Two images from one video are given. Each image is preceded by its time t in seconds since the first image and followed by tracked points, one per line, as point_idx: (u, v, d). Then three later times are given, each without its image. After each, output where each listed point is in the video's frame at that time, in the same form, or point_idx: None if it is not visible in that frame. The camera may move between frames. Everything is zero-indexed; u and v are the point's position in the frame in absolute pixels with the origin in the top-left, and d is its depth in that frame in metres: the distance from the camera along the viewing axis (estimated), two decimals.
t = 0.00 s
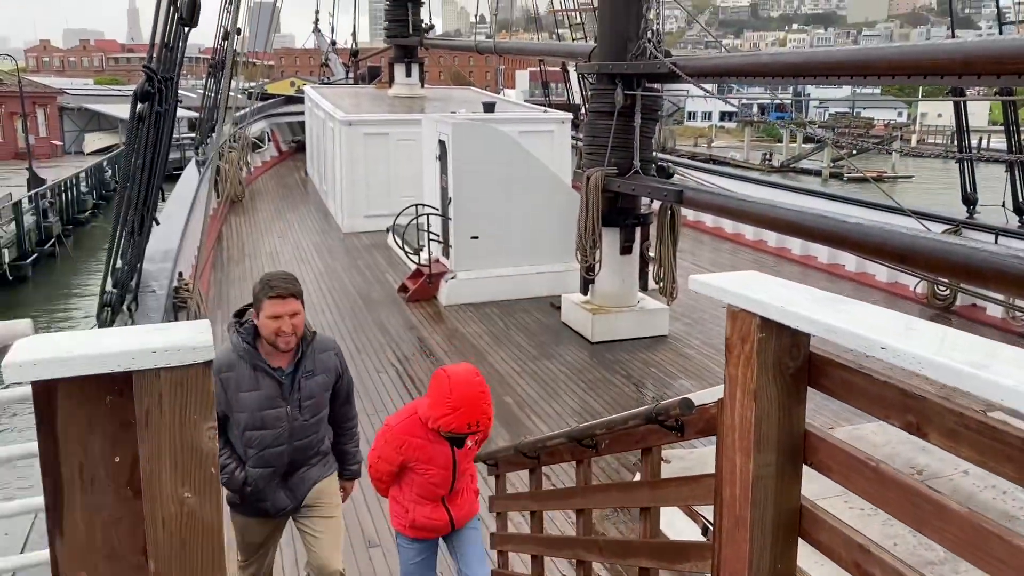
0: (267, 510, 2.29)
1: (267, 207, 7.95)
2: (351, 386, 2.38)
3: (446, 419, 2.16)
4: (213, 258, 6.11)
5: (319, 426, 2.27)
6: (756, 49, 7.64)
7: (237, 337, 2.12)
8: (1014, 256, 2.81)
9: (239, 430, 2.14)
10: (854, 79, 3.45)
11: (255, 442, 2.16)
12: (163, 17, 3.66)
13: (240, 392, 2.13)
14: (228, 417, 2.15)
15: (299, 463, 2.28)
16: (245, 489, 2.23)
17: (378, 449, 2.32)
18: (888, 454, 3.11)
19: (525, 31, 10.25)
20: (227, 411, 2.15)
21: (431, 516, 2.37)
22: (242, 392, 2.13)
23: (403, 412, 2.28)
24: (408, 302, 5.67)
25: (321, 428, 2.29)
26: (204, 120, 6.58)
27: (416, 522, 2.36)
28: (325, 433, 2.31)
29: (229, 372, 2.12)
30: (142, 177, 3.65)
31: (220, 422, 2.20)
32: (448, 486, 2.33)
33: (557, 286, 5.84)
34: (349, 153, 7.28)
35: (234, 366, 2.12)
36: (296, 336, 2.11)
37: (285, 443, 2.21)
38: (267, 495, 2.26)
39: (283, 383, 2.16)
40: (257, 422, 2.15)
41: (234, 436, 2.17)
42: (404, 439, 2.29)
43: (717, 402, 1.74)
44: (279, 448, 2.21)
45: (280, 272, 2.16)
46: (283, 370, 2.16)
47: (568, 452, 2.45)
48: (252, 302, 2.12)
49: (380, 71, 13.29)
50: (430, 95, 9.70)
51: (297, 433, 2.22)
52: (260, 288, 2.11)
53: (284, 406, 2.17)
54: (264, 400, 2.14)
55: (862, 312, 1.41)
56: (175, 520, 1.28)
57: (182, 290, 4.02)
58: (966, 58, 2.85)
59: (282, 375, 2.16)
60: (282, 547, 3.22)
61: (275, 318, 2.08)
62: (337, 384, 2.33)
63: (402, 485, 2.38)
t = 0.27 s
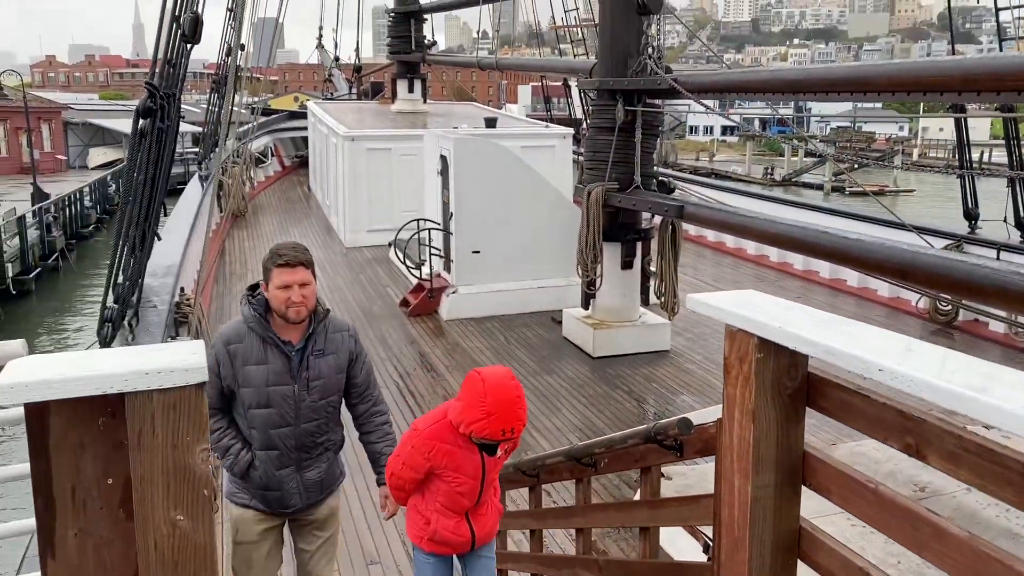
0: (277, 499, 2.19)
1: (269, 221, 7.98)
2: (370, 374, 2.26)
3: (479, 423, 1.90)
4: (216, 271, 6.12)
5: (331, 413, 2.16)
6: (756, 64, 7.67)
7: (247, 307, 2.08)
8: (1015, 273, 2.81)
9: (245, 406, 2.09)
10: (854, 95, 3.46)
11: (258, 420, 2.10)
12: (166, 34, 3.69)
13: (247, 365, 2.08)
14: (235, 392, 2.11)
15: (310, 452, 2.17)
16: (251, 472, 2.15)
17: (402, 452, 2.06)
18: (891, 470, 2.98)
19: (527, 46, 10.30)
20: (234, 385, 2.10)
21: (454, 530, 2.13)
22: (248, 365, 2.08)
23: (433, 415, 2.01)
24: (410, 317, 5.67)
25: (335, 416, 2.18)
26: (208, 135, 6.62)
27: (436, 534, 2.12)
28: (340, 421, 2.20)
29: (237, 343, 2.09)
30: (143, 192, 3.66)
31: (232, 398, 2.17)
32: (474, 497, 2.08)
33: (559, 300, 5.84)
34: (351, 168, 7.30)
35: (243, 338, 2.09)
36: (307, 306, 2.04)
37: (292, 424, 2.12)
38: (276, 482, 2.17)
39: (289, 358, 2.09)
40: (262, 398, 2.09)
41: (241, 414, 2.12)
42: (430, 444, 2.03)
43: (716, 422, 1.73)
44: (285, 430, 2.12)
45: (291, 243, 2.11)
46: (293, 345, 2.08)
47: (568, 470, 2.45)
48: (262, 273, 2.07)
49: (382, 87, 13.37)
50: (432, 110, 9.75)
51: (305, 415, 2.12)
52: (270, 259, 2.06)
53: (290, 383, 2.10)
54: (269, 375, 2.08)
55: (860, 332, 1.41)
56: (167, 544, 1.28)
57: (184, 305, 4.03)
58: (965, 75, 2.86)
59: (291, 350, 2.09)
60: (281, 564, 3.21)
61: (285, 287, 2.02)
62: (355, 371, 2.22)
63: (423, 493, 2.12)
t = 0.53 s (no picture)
0: (275, 516, 2.17)
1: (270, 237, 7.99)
2: (372, 391, 2.20)
3: (477, 421, 1.92)
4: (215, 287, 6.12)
5: (328, 428, 2.12)
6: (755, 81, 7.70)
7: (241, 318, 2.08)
8: (1013, 291, 2.80)
9: (238, 419, 2.08)
10: (852, 113, 3.46)
11: (251, 434, 2.08)
12: (165, 51, 3.70)
13: (240, 378, 2.08)
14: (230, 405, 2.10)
15: (308, 469, 2.14)
16: (247, 487, 2.14)
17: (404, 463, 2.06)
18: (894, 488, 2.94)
19: (527, 62, 10.35)
20: (228, 398, 2.10)
21: (468, 540, 2.12)
22: (241, 377, 2.07)
23: (432, 418, 2.03)
24: (409, 333, 5.67)
25: (333, 431, 2.14)
26: (209, 151, 6.64)
27: (451, 545, 2.11)
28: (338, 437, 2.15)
29: (232, 355, 2.09)
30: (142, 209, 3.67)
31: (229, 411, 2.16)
32: (484, 501, 2.08)
33: (559, 316, 5.84)
34: (352, 184, 7.32)
35: (237, 349, 2.08)
36: (302, 316, 2.03)
37: (287, 439, 2.09)
38: (274, 498, 2.15)
39: (281, 371, 2.07)
40: (254, 411, 2.07)
41: (237, 428, 2.11)
42: (433, 449, 2.03)
43: (711, 443, 1.72)
44: (280, 445, 2.10)
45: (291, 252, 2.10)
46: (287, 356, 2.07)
47: (564, 490, 2.45)
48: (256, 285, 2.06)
49: (383, 103, 13.43)
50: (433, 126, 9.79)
51: (300, 430, 2.09)
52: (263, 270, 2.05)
53: (283, 396, 2.08)
54: (262, 387, 2.06)
55: (853, 354, 1.40)
56: (155, 570, 1.27)
57: (182, 321, 4.03)
58: (962, 93, 2.86)
59: (284, 362, 2.07)
60: None
61: (278, 297, 2.00)
62: (355, 386, 2.17)
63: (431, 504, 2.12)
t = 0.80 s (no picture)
0: (272, 545, 2.15)
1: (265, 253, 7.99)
2: (359, 404, 2.20)
3: (478, 448, 1.83)
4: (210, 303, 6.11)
5: (319, 444, 2.12)
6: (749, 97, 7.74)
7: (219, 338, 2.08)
8: (1007, 308, 2.80)
9: (227, 444, 2.07)
10: (845, 130, 3.47)
11: (241, 460, 2.07)
12: (160, 69, 3.72)
13: (224, 402, 2.06)
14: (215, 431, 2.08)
15: (302, 490, 2.13)
16: (241, 516, 2.12)
17: (406, 488, 1.96)
18: (889, 505, 2.93)
19: (523, 78, 10.40)
20: (213, 425, 2.08)
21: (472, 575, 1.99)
22: (226, 401, 2.06)
23: (435, 441, 1.94)
24: (404, 349, 5.65)
25: (324, 448, 2.14)
26: (205, 167, 6.64)
27: None
28: (330, 453, 2.15)
29: (214, 380, 2.07)
30: (136, 226, 3.67)
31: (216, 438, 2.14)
32: (489, 534, 1.98)
33: (555, 333, 5.83)
34: (348, 200, 7.33)
35: (219, 372, 2.07)
36: (280, 329, 2.04)
37: (278, 461, 2.09)
38: (270, 525, 2.14)
39: (266, 391, 2.06)
40: (242, 435, 2.06)
41: (225, 455, 2.09)
42: (435, 478, 1.94)
43: (703, 462, 1.71)
44: (271, 468, 2.09)
45: (264, 263, 2.13)
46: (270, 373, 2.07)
47: (558, 509, 2.44)
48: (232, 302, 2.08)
49: (380, 119, 13.48)
50: (429, 143, 9.82)
51: (290, 451, 2.09)
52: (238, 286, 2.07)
53: (270, 417, 2.07)
54: (248, 411, 2.05)
55: (844, 375, 1.39)
56: None
57: (176, 338, 4.01)
58: (954, 110, 2.87)
59: (268, 381, 2.07)
60: None
61: (256, 310, 2.02)
62: (343, 398, 2.17)
63: (433, 534, 2.01)
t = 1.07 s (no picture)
0: (270, 560, 2.13)
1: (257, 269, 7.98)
2: (346, 397, 2.30)
3: (494, 430, 1.75)
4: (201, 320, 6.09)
5: (318, 442, 2.17)
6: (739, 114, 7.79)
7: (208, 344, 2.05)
8: (994, 325, 2.81)
9: (227, 455, 2.03)
10: (833, 147, 3.51)
11: (244, 469, 2.04)
12: (150, 87, 3.73)
13: (223, 411, 2.02)
14: (212, 445, 2.03)
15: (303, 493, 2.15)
16: (243, 531, 2.08)
17: (403, 495, 1.87)
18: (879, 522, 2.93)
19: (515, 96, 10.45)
20: (210, 438, 2.02)
21: None
22: (225, 409, 2.02)
23: (429, 441, 1.87)
24: (395, 365, 5.64)
25: (321, 446, 2.19)
26: (197, 183, 6.65)
27: None
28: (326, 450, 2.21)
29: (209, 389, 2.03)
30: (125, 243, 3.66)
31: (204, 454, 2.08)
32: (494, 527, 1.90)
33: (547, 349, 5.83)
34: (339, 217, 7.34)
35: (213, 380, 2.03)
36: (276, 327, 2.05)
37: (282, 465, 2.09)
38: (271, 536, 2.12)
39: (267, 393, 2.07)
40: (244, 442, 2.03)
41: (223, 468, 2.05)
42: (434, 471, 1.85)
43: (690, 482, 1.71)
44: (274, 474, 2.08)
45: (248, 261, 2.12)
46: (267, 374, 2.08)
47: (547, 528, 2.43)
48: (222, 303, 2.07)
49: (372, 136, 13.51)
50: (421, 159, 9.85)
51: (294, 453, 2.10)
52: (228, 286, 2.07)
53: (273, 420, 2.07)
54: (251, 416, 2.04)
55: (827, 394, 1.40)
56: None
57: (165, 356, 4.00)
58: (938, 127, 2.90)
59: (267, 382, 2.08)
60: None
61: (251, 308, 2.02)
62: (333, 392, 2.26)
63: (432, 542, 1.91)
